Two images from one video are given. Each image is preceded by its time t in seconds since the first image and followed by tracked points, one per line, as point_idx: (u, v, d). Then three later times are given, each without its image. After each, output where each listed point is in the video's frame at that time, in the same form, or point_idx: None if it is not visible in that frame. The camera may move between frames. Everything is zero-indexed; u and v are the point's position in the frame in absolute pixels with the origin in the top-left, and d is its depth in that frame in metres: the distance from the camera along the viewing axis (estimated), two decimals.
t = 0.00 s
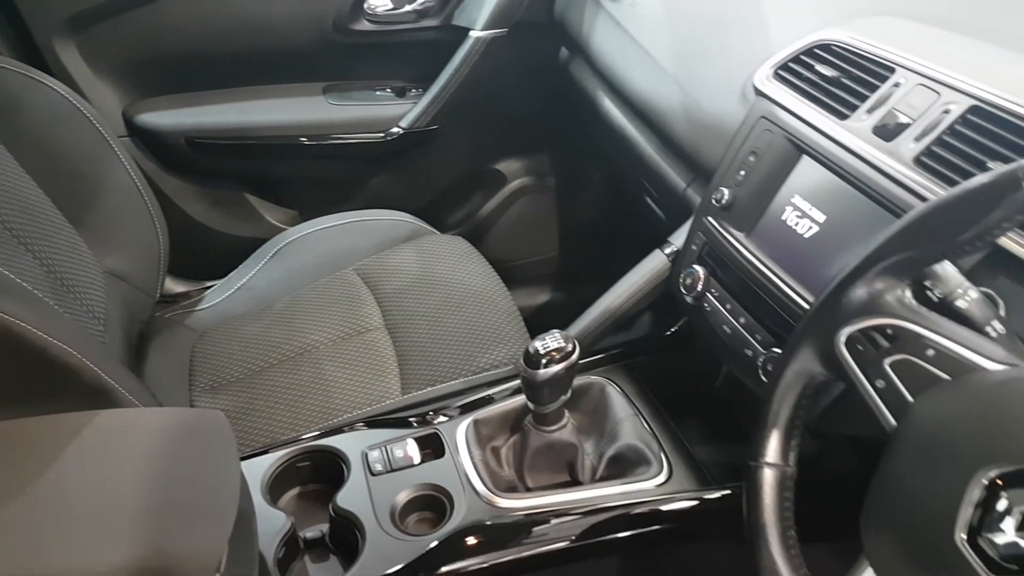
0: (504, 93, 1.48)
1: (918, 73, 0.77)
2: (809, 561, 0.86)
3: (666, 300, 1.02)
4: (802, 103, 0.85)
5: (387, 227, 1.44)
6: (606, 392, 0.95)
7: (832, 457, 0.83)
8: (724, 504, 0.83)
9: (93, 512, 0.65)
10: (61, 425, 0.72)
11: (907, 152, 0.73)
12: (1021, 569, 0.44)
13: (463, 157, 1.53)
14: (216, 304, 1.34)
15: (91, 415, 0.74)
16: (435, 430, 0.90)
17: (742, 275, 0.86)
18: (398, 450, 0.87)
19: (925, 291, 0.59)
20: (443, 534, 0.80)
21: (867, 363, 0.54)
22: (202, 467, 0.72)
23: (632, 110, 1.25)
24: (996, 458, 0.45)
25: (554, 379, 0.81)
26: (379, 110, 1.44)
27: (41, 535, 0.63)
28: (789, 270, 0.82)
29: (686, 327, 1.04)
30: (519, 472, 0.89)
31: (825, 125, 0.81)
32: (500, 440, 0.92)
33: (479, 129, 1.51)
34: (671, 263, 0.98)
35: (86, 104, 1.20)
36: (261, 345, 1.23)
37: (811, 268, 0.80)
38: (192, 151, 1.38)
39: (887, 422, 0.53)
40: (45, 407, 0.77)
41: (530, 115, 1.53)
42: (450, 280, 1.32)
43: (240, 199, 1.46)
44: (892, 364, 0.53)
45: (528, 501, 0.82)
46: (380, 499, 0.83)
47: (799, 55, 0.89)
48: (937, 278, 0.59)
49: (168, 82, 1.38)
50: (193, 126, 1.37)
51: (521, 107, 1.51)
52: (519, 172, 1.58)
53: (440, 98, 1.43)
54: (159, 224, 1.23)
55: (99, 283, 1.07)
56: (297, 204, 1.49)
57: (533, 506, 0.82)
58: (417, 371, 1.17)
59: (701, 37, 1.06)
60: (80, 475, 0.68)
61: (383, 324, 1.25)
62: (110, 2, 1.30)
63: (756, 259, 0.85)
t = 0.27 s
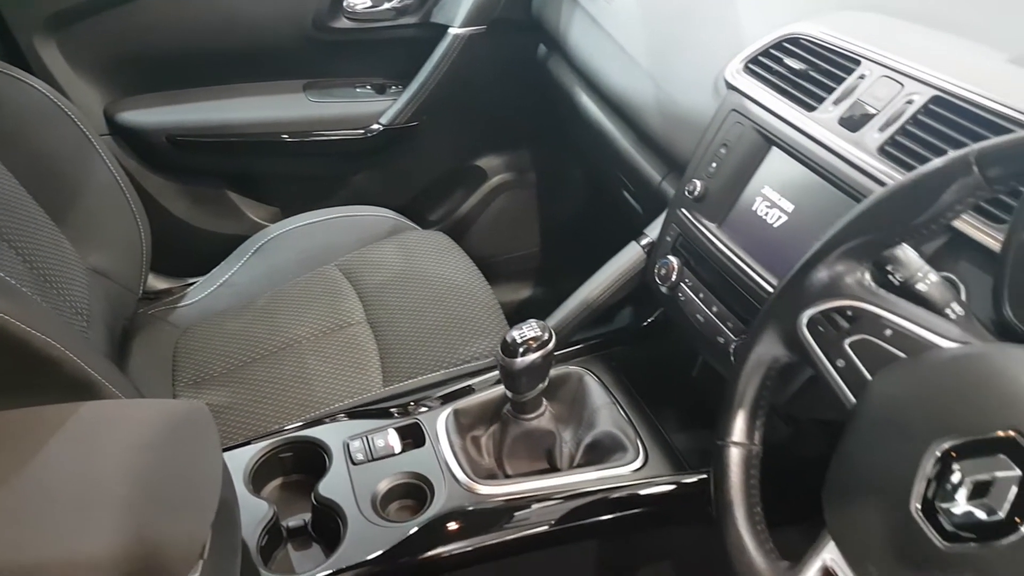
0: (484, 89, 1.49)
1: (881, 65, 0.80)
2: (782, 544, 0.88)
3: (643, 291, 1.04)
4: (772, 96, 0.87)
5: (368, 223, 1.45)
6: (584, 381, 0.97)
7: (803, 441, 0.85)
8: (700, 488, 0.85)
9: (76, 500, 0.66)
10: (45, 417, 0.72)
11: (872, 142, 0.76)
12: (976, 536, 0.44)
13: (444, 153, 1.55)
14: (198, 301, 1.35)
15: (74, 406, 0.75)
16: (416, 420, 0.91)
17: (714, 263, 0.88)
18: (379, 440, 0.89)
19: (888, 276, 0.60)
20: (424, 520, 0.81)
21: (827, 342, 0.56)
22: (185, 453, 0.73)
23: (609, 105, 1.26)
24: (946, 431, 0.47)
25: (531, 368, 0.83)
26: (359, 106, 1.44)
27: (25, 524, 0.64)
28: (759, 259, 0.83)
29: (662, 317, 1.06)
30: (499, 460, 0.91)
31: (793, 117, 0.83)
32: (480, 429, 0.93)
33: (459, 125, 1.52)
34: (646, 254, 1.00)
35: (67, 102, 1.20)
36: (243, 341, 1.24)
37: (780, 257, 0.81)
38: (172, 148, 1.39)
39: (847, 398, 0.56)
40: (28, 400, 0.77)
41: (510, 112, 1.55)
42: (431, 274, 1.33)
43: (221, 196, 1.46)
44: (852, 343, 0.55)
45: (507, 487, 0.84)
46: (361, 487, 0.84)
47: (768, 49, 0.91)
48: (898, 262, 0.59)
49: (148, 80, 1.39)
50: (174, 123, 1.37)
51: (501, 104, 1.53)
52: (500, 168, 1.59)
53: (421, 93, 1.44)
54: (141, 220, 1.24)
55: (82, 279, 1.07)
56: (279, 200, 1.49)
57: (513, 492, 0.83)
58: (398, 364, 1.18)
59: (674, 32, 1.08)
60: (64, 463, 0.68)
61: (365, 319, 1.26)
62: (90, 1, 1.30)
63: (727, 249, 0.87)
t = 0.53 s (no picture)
0: (468, 82, 1.50)
1: (854, 52, 0.81)
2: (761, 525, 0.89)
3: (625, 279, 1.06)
4: (749, 84, 0.88)
5: (354, 216, 1.46)
6: (567, 368, 0.98)
7: (782, 425, 0.86)
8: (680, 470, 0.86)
9: (63, 483, 0.67)
10: (32, 404, 0.73)
11: (845, 128, 0.77)
12: (940, 500, 0.45)
13: (430, 147, 1.56)
14: (184, 294, 1.36)
15: (60, 393, 0.75)
16: (401, 407, 0.92)
17: (692, 250, 0.90)
18: (364, 426, 0.90)
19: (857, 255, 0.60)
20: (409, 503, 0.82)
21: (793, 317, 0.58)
22: (170, 438, 0.74)
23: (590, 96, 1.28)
24: (907, 401, 0.48)
25: (513, 353, 0.84)
26: (344, 99, 1.45)
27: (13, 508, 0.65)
28: (735, 245, 0.85)
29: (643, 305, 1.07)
30: (483, 446, 0.92)
31: (768, 105, 0.85)
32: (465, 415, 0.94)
33: (444, 118, 1.53)
34: (627, 242, 1.01)
35: (53, 96, 1.21)
36: (230, 332, 1.25)
37: (756, 242, 0.83)
38: (157, 142, 1.39)
39: (814, 372, 0.57)
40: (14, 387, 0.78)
41: (495, 105, 1.56)
42: (417, 266, 1.35)
43: (207, 189, 1.47)
44: (819, 320, 0.57)
45: (491, 470, 0.85)
46: (347, 473, 0.86)
47: (746, 38, 0.93)
48: (868, 243, 0.59)
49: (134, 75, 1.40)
50: (160, 118, 1.38)
51: (486, 98, 1.54)
52: (486, 162, 1.60)
53: (405, 88, 1.45)
54: (127, 215, 1.25)
55: (69, 272, 1.08)
56: (266, 193, 1.50)
57: (497, 475, 0.85)
58: (383, 355, 1.19)
59: (654, 24, 1.10)
60: (50, 447, 0.69)
61: (351, 310, 1.27)
62: None
63: (705, 236, 0.88)
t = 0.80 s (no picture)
0: (453, 77, 1.51)
1: (827, 42, 0.82)
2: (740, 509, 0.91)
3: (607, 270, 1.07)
4: (726, 75, 0.90)
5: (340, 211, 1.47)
6: (550, 358, 0.99)
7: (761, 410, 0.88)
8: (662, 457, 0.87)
9: (48, 470, 0.68)
10: (17, 394, 0.74)
11: (818, 117, 0.78)
12: (902, 473, 0.47)
13: (416, 141, 1.56)
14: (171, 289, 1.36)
15: (45, 383, 0.76)
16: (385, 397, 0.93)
17: (671, 239, 0.91)
18: (349, 417, 0.91)
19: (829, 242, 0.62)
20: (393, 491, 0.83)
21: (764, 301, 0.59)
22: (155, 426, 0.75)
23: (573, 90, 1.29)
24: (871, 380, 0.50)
25: (495, 342, 0.85)
26: (330, 94, 1.46)
27: None
28: (712, 234, 0.86)
29: (626, 295, 1.08)
30: (466, 435, 0.93)
31: (744, 95, 0.86)
32: (449, 405, 0.95)
33: (430, 113, 1.54)
34: (609, 233, 1.02)
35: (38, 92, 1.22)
36: (217, 326, 1.26)
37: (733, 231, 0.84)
38: (143, 137, 1.40)
39: (781, 352, 0.59)
40: None
41: (481, 100, 1.57)
42: (404, 260, 1.35)
43: (194, 185, 1.48)
44: (787, 303, 0.58)
45: (475, 458, 0.86)
46: (332, 462, 0.87)
47: (723, 30, 0.94)
48: (838, 230, 0.61)
49: (119, 71, 1.40)
50: (147, 114, 1.39)
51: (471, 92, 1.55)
52: (472, 156, 1.61)
53: (390, 83, 1.46)
54: (115, 213, 1.26)
55: (55, 266, 1.08)
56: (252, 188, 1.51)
57: (482, 464, 0.86)
58: (368, 347, 1.20)
59: (635, 17, 1.11)
60: (35, 436, 0.70)
61: (338, 303, 1.28)
62: None
63: (684, 226, 0.89)
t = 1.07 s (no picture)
0: (440, 73, 1.53)
1: (801, 35, 0.84)
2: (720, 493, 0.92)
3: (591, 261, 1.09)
4: (704, 68, 0.91)
5: (328, 206, 1.48)
6: (535, 347, 1.01)
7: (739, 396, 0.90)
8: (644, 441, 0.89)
9: (41, 455, 0.69)
10: (9, 382, 0.75)
11: (792, 108, 0.80)
12: (862, 445, 0.49)
13: (404, 137, 1.58)
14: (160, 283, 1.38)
15: (36, 372, 0.78)
16: (372, 386, 0.95)
17: (651, 229, 0.93)
18: (336, 405, 0.93)
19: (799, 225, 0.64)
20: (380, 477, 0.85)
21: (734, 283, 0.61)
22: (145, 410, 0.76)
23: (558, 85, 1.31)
24: (834, 356, 0.52)
25: (479, 329, 0.87)
26: (318, 89, 1.48)
27: None
28: (691, 223, 0.88)
29: (609, 286, 1.10)
30: (451, 422, 0.95)
31: (722, 87, 0.88)
32: (435, 394, 0.97)
33: (418, 108, 1.56)
34: (591, 225, 1.04)
35: (28, 88, 1.23)
36: (206, 319, 1.27)
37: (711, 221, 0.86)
38: (132, 133, 1.41)
39: (750, 331, 0.61)
40: None
41: (468, 96, 1.58)
42: (391, 254, 1.37)
43: (183, 180, 1.49)
44: (756, 285, 0.60)
45: (460, 444, 0.88)
46: (320, 449, 0.88)
47: (701, 25, 0.96)
48: (808, 215, 0.63)
49: (109, 68, 1.41)
50: (136, 110, 1.39)
51: (459, 89, 1.57)
52: (460, 152, 1.63)
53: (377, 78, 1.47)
54: (105, 209, 1.27)
55: (45, 260, 1.10)
56: (241, 183, 1.52)
57: (467, 449, 0.87)
58: (355, 339, 1.22)
59: (616, 13, 1.13)
60: (27, 423, 0.72)
61: (326, 296, 1.30)
62: None
63: (664, 216, 0.91)
